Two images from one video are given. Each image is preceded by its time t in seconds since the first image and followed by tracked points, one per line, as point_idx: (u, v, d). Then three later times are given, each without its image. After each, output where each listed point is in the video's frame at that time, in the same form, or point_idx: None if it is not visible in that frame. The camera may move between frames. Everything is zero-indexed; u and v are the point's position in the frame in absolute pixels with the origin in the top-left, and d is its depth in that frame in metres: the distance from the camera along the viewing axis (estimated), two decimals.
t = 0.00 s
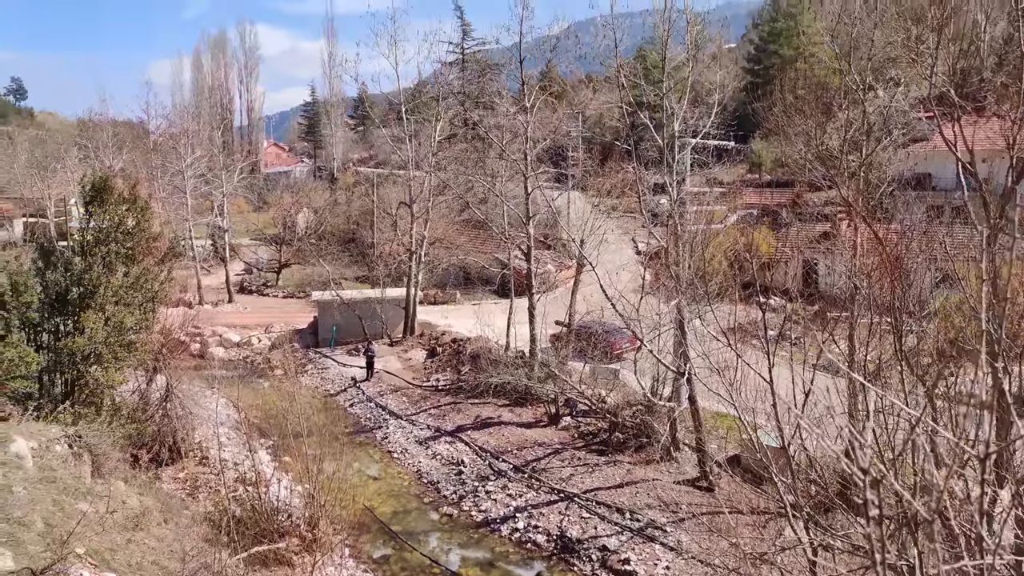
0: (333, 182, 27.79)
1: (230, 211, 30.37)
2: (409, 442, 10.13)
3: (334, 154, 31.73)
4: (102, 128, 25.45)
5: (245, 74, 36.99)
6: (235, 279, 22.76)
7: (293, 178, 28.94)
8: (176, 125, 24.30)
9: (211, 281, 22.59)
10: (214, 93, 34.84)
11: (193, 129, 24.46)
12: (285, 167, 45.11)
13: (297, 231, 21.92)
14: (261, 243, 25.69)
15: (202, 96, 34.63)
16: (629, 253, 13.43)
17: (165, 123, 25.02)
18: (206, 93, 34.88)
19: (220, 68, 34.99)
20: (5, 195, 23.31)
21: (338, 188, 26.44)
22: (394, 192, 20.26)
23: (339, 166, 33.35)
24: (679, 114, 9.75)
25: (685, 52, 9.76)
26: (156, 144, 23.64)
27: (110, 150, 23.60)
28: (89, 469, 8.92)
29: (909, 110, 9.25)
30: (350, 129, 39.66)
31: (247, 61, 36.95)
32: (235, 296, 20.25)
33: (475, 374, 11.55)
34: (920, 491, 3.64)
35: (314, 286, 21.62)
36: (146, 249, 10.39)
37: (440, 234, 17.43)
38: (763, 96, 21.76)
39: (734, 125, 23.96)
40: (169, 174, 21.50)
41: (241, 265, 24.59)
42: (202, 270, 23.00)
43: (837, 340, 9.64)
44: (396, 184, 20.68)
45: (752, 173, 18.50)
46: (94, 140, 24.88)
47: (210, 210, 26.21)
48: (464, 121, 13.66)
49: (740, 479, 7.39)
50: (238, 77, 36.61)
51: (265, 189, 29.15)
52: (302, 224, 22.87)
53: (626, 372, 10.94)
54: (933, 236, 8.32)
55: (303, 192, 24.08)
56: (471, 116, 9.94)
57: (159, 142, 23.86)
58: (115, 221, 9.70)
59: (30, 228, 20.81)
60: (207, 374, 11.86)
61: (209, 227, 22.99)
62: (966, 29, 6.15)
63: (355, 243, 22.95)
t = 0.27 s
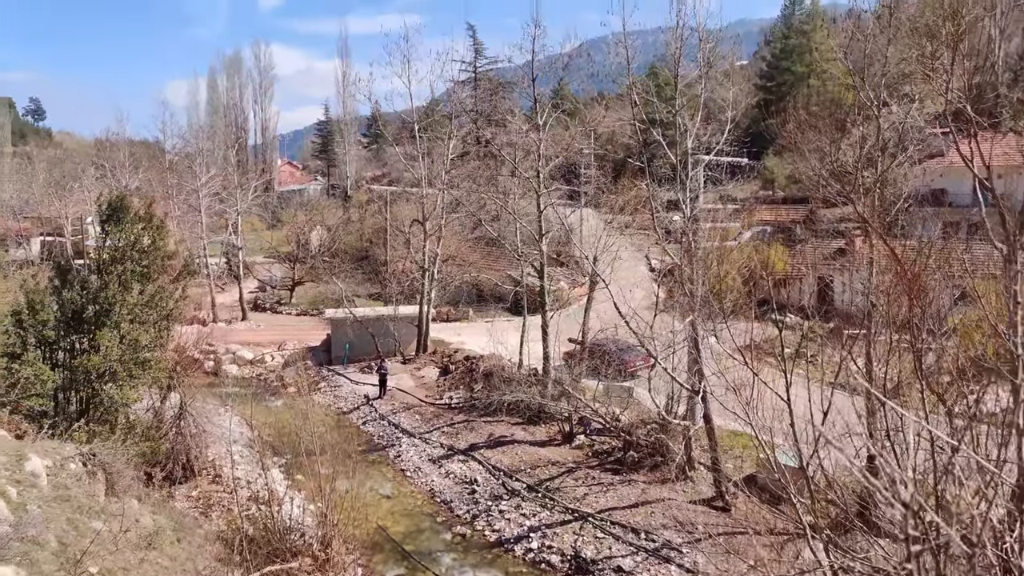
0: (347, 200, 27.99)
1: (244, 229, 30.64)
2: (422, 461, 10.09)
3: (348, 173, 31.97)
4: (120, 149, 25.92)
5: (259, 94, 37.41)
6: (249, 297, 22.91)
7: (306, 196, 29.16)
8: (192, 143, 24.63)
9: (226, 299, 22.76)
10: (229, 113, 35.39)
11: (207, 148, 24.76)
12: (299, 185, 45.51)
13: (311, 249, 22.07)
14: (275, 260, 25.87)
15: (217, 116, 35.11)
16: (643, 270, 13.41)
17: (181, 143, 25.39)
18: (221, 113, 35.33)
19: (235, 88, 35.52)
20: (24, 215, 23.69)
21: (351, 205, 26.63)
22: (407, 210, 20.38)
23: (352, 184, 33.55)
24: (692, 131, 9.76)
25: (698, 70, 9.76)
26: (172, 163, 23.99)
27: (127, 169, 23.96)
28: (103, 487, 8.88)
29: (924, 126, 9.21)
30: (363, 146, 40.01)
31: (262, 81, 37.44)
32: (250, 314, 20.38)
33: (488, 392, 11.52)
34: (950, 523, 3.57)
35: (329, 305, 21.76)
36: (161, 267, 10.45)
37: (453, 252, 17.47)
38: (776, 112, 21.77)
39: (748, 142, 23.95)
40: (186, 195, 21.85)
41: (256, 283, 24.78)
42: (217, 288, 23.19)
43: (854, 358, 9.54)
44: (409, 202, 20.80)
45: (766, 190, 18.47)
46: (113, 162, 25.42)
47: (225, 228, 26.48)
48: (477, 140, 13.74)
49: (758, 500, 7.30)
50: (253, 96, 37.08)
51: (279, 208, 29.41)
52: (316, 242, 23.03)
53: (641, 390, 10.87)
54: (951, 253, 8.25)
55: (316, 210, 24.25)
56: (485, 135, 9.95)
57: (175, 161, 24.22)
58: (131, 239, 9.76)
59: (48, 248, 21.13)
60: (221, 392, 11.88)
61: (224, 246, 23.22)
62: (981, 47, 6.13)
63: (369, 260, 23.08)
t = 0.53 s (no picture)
0: (359, 219, 28.16)
1: (257, 247, 30.87)
2: (435, 480, 10.03)
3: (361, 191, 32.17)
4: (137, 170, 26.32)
5: (273, 114, 37.78)
6: (262, 315, 23.04)
7: (320, 215, 29.36)
8: (206, 162, 24.92)
9: (240, 317, 22.89)
10: (244, 132, 35.93)
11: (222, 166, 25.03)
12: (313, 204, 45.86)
13: (325, 268, 22.18)
14: (288, 278, 26.06)
15: (232, 136, 35.46)
16: (656, 288, 13.38)
17: (196, 163, 25.73)
18: (236, 133, 35.70)
19: (250, 108, 36.04)
20: (42, 234, 24.03)
21: (364, 224, 26.84)
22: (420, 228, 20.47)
23: (366, 203, 33.74)
24: (704, 148, 9.76)
25: (709, 87, 9.76)
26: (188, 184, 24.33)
27: (143, 188, 24.27)
28: (117, 507, 8.88)
29: (939, 142, 9.16)
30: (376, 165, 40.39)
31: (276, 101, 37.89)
32: (263, 332, 20.47)
33: (501, 410, 11.49)
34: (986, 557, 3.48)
35: (342, 324, 21.85)
36: (176, 286, 10.48)
37: (465, 269, 17.51)
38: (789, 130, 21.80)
39: (761, 159, 24.00)
40: (201, 215, 22.11)
41: (269, 301, 24.96)
42: (231, 306, 23.33)
43: (872, 377, 9.44)
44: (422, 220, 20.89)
45: (779, 207, 18.44)
46: (130, 182, 25.80)
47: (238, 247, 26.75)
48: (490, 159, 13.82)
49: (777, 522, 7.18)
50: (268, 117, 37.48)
51: (293, 227, 29.68)
52: (329, 260, 23.17)
53: (655, 409, 10.81)
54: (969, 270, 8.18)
55: (329, 228, 24.42)
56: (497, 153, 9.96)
57: (190, 181, 24.56)
58: (146, 258, 9.82)
59: (65, 267, 21.39)
60: (234, 411, 11.91)
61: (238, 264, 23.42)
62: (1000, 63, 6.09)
63: (381, 278, 23.20)
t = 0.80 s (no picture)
0: (372, 235, 28.30)
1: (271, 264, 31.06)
2: (448, 498, 9.98)
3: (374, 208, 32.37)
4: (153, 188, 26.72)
5: (288, 133, 38.16)
6: (276, 332, 23.15)
7: (333, 231, 29.55)
8: (220, 179, 25.19)
9: (253, 333, 23.00)
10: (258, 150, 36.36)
11: (236, 184, 25.26)
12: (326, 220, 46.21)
13: (338, 284, 22.27)
14: (302, 295, 26.22)
15: (247, 154, 35.96)
16: (669, 303, 13.35)
17: (212, 181, 26.05)
18: (251, 151, 36.08)
19: (265, 127, 36.45)
20: (59, 252, 24.30)
21: (377, 240, 26.99)
22: (433, 245, 20.56)
23: (379, 220, 33.89)
24: (717, 164, 9.76)
25: (722, 103, 9.76)
26: (203, 201, 24.61)
27: (157, 205, 24.53)
28: (130, 524, 8.83)
29: (955, 156, 9.11)
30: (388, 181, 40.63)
31: (290, 120, 38.32)
32: (277, 349, 20.55)
33: (514, 427, 11.45)
34: None
35: (355, 340, 21.91)
36: (190, 303, 10.51)
37: (478, 285, 17.54)
38: (801, 145, 21.80)
39: (773, 174, 24.02)
40: (215, 232, 22.32)
41: (282, 317, 25.10)
42: (244, 323, 23.45)
43: (889, 393, 9.35)
44: (434, 237, 20.98)
45: (793, 223, 18.38)
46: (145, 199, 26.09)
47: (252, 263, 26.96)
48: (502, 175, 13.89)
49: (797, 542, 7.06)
50: (283, 135, 37.89)
51: (306, 244, 29.89)
52: (342, 277, 23.27)
53: (669, 426, 10.75)
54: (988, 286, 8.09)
55: (342, 244, 24.55)
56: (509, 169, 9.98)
57: (206, 199, 24.87)
58: (161, 275, 9.86)
59: (82, 284, 21.59)
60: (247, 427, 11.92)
61: (252, 281, 23.60)
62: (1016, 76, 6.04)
63: (394, 294, 23.31)
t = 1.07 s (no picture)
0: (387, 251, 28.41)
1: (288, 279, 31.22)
2: (463, 513, 9.94)
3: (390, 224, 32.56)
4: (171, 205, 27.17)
5: (304, 148, 38.54)
6: (291, 347, 23.27)
7: (348, 247, 29.73)
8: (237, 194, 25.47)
9: (269, 349, 23.13)
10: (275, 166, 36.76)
11: (252, 199, 25.51)
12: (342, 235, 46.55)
13: (353, 299, 22.34)
14: (317, 309, 26.41)
15: (263, 170, 36.44)
16: (684, 317, 13.30)
17: (230, 198, 26.46)
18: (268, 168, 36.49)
19: (282, 143, 36.90)
20: (80, 268, 24.63)
21: (392, 254, 27.15)
22: (447, 259, 20.61)
23: (395, 235, 34.02)
24: (732, 177, 9.73)
25: (736, 116, 9.74)
26: (220, 216, 24.95)
27: (175, 220, 24.82)
28: (148, 538, 8.92)
29: (973, 169, 9.03)
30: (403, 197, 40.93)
31: (306, 135, 38.71)
32: (292, 364, 20.63)
33: (529, 443, 11.42)
34: None
35: (370, 355, 21.96)
36: (207, 318, 10.59)
37: (492, 300, 17.52)
38: (818, 158, 21.66)
39: (790, 188, 23.96)
40: (232, 247, 22.54)
41: (298, 332, 25.24)
42: (261, 337, 23.59)
43: (910, 409, 9.22)
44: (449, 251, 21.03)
45: (811, 237, 18.25)
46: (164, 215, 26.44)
47: (269, 278, 27.22)
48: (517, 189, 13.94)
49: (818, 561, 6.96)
50: (299, 150, 38.31)
51: (323, 259, 30.13)
52: (358, 292, 23.36)
53: (686, 441, 10.67)
54: (1010, 300, 7.98)
55: (357, 258, 24.68)
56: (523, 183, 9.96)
57: (223, 214, 25.21)
58: (179, 291, 9.94)
59: (101, 300, 21.83)
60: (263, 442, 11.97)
61: (268, 295, 23.82)
62: None
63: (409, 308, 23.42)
